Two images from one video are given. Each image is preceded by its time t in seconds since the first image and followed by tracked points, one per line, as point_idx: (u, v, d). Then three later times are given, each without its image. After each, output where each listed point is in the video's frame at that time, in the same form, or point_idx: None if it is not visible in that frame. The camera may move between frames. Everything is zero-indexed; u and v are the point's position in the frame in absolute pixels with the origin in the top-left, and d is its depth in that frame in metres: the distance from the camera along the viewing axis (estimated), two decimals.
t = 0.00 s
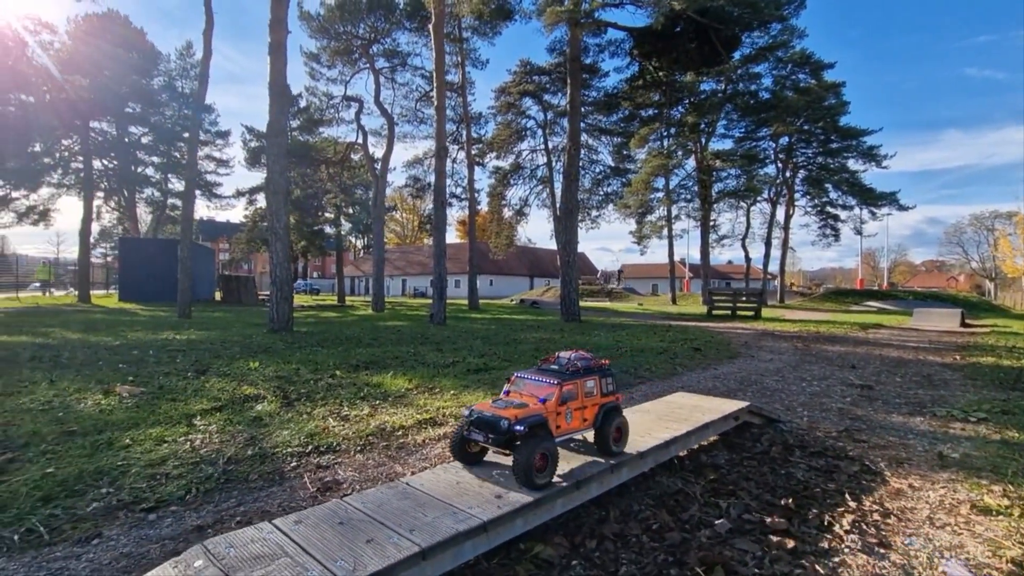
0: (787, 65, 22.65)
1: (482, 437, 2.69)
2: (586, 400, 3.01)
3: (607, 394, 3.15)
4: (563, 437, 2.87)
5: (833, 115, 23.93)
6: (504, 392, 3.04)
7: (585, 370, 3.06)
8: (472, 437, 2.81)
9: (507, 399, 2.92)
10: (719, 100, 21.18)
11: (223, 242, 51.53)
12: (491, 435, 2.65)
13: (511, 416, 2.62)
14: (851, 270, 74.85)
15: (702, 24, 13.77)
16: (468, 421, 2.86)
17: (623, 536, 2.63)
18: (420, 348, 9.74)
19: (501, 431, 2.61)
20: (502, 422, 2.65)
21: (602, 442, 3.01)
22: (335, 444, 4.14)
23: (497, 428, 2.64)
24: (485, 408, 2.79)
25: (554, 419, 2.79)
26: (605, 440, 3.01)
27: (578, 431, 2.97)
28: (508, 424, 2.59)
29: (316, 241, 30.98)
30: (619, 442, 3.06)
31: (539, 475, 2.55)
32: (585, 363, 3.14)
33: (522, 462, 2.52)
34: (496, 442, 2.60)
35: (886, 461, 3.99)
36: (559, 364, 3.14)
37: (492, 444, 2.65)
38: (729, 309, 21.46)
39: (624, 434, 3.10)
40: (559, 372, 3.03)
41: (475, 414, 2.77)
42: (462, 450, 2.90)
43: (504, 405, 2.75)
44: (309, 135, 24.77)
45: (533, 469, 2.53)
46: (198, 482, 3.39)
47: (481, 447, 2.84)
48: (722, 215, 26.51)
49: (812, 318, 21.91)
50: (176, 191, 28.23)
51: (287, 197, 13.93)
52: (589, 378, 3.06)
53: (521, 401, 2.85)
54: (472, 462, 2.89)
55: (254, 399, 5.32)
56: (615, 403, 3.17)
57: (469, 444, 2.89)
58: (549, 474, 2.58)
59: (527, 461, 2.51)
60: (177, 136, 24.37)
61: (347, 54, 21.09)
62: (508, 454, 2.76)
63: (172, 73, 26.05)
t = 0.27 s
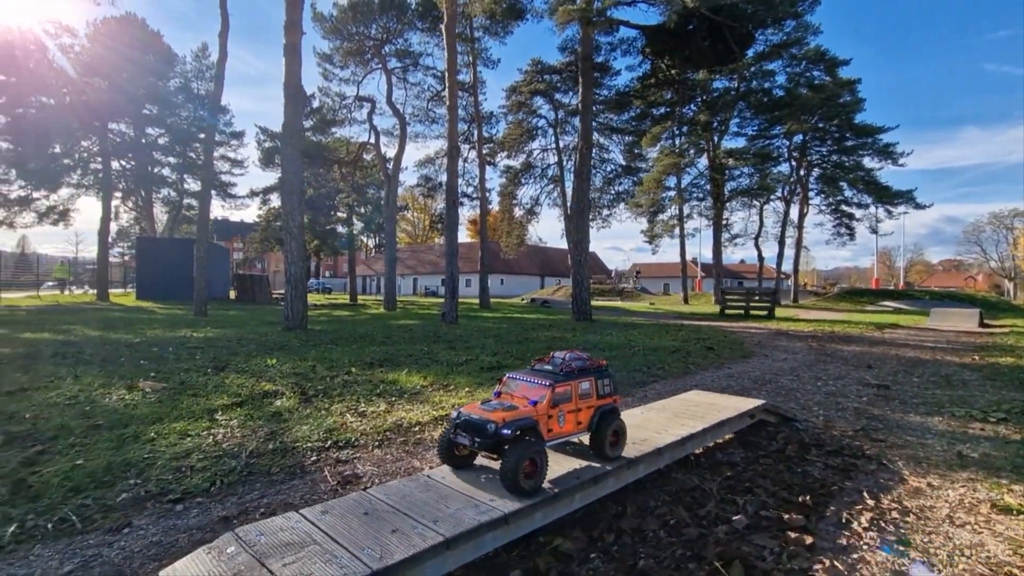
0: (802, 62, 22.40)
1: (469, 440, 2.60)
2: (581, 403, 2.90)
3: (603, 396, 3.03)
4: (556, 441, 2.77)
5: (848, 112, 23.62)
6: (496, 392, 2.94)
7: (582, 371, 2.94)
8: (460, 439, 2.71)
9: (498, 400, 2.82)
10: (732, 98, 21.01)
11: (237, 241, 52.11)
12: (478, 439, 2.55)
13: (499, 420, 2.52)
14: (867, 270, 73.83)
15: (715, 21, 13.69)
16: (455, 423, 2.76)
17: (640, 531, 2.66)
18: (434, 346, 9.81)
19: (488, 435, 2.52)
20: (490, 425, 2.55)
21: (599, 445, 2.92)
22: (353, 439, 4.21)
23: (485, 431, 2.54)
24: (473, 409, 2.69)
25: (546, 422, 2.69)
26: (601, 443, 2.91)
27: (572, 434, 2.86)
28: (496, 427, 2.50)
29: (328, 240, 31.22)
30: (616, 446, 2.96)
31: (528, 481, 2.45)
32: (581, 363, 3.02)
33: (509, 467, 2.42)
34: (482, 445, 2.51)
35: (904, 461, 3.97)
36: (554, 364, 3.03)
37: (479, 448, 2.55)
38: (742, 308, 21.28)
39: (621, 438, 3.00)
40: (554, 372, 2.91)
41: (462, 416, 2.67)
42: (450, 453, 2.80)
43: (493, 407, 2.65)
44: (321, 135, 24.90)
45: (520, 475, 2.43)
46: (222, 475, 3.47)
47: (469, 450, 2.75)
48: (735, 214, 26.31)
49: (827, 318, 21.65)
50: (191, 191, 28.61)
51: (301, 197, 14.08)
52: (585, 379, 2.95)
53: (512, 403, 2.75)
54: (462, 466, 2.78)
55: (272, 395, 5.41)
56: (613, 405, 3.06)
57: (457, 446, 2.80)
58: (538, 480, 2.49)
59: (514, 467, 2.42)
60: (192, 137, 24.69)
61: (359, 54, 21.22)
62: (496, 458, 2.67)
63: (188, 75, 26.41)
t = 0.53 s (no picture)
0: (823, 57, 22.01)
1: (461, 447, 2.47)
2: (581, 409, 2.75)
3: (605, 402, 2.88)
4: (554, 449, 2.63)
5: (871, 108, 23.15)
6: (491, 399, 2.82)
7: (582, 375, 2.80)
8: (452, 448, 2.58)
9: (493, 406, 2.69)
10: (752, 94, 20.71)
11: (257, 242, 52.94)
12: (470, 447, 2.43)
13: (490, 427, 2.40)
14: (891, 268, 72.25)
15: (735, 17, 13.53)
16: (448, 430, 2.64)
17: (666, 530, 2.66)
18: (454, 346, 9.87)
19: (480, 442, 2.39)
20: (481, 432, 2.42)
21: (600, 454, 2.77)
22: (378, 437, 4.27)
23: (476, 439, 2.41)
24: (466, 416, 2.57)
25: (542, 430, 2.55)
26: (603, 452, 2.76)
27: (572, 443, 2.72)
28: (487, 435, 2.37)
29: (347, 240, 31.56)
30: (619, 455, 2.80)
31: (521, 491, 2.31)
32: (582, 367, 2.88)
33: (500, 477, 2.27)
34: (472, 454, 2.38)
35: (934, 463, 3.89)
36: (553, 369, 2.89)
37: (472, 456, 2.43)
38: (762, 308, 20.99)
39: (624, 445, 2.85)
40: (551, 377, 2.78)
41: (454, 423, 2.55)
42: (443, 462, 2.67)
43: (485, 413, 2.54)
44: (340, 136, 25.11)
45: (512, 485, 2.28)
46: (253, 470, 3.55)
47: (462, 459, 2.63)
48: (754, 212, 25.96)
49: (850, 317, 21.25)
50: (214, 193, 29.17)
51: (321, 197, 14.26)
52: (585, 384, 2.80)
53: (507, 409, 2.62)
54: (456, 474, 2.67)
55: (297, 392, 5.51)
56: (616, 411, 2.90)
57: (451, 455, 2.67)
58: (532, 490, 2.34)
59: (506, 477, 2.28)
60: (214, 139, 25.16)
61: (376, 55, 21.41)
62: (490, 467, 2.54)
63: (210, 78, 26.92)
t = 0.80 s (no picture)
0: (849, 52, 21.55)
1: (455, 452, 2.38)
2: (581, 413, 2.65)
3: (607, 406, 2.78)
4: (553, 455, 2.53)
5: (899, 103, 22.58)
6: (488, 402, 2.72)
7: (584, 378, 2.70)
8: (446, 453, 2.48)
9: (489, 410, 2.60)
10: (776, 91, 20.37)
11: (280, 242, 53.84)
12: (464, 451, 2.33)
13: (485, 431, 2.30)
14: (919, 268, 70.36)
15: (758, 12, 13.35)
16: (442, 434, 2.54)
17: (693, 529, 2.67)
18: (474, 345, 9.93)
19: (475, 447, 2.30)
20: (476, 436, 2.33)
21: (601, 461, 2.66)
22: (404, 433, 4.34)
23: (471, 443, 2.32)
24: (461, 419, 2.47)
25: (540, 434, 2.45)
26: (604, 459, 2.65)
27: (572, 448, 2.61)
28: (481, 440, 2.28)
29: (367, 240, 31.92)
30: (622, 461, 2.69)
31: (518, 499, 2.23)
32: (583, 369, 2.78)
33: (496, 483, 2.19)
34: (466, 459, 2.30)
35: (967, 466, 3.81)
36: (553, 371, 2.79)
37: (466, 461, 2.34)
38: (785, 308, 20.65)
39: (627, 451, 2.74)
40: (551, 379, 2.68)
41: (448, 426, 2.46)
42: (437, 468, 2.55)
43: (480, 417, 2.44)
44: (361, 137, 25.46)
45: (508, 491, 2.19)
46: (284, 463, 3.65)
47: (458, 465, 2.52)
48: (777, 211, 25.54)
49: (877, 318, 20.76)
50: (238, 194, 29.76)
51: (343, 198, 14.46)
52: (586, 387, 2.70)
53: (504, 412, 2.53)
54: (450, 481, 2.54)
55: (324, 389, 5.63)
56: (618, 416, 2.80)
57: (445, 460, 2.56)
58: (531, 497, 2.26)
59: (502, 484, 2.19)
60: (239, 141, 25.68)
61: (396, 57, 21.62)
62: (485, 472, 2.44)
63: (235, 82, 27.48)
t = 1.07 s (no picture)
0: (879, 45, 21.00)
1: (449, 459, 2.23)
2: (586, 418, 2.48)
3: (614, 409, 2.60)
4: (555, 461, 2.37)
5: (931, 97, 21.94)
6: (488, 403, 2.56)
7: (589, 379, 2.52)
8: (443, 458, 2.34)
9: (488, 413, 2.44)
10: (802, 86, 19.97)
11: (303, 241, 54.72)
12: (460, 459, 2.19)
13: (481, 438, 2.15)
14: (951, 266, 68.28)
15: (784, 6, 13.12)
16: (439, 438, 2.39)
17: (725, 527, 2.67)
18: (497, 343, 9.98)
19: (470, 454, 2.15)
20: (472, 443, 2.17)
21: (607, 466, 2.51)
22: (432, 430, 4.40)
23: (467, 450, 2.17)
24: (457, 423, 2.32)
25: (541, 441, 2.29)
26: (609, 465, 2.50)
27: (576, 454, 2.45)
28: (477, 447, 2.13)
29: (389, 239, 32.26)
30: (628, 467, 2.54)
31: (514, 510, 2.10)
32: (589, 370, 2.59)
33: (492, 493, 2.05)
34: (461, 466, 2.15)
35: (1007, 469, 3.72)
36: (556, 371, 2.61)
37: (461, 469, 2.20)
38: (812, 307, 20.25)
39: (635, 456, 2.59)
40: (553, 381, 2.50)
41: (444, 430, 2.31)
42: (434, 473, 2.42)
43: (477, 421, 2.28)
44: (382, 138, 25.79)
45: (504, 502, 2.06)
46: (317, 458, 3.75)
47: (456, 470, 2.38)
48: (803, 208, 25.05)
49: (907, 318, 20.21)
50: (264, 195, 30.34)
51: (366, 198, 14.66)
52: (592, 389, 2.52)
53: (503, 416, 2.36)
54: (448, 488, 2.41)
55: (352, 385, 5.74)
56: (626, 419, 2.62)
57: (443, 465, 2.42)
58: (529, 507, 2.13)
59: (498, 495, 2.05)
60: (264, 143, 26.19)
61: (417, 58, 21.80)
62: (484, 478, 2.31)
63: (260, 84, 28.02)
